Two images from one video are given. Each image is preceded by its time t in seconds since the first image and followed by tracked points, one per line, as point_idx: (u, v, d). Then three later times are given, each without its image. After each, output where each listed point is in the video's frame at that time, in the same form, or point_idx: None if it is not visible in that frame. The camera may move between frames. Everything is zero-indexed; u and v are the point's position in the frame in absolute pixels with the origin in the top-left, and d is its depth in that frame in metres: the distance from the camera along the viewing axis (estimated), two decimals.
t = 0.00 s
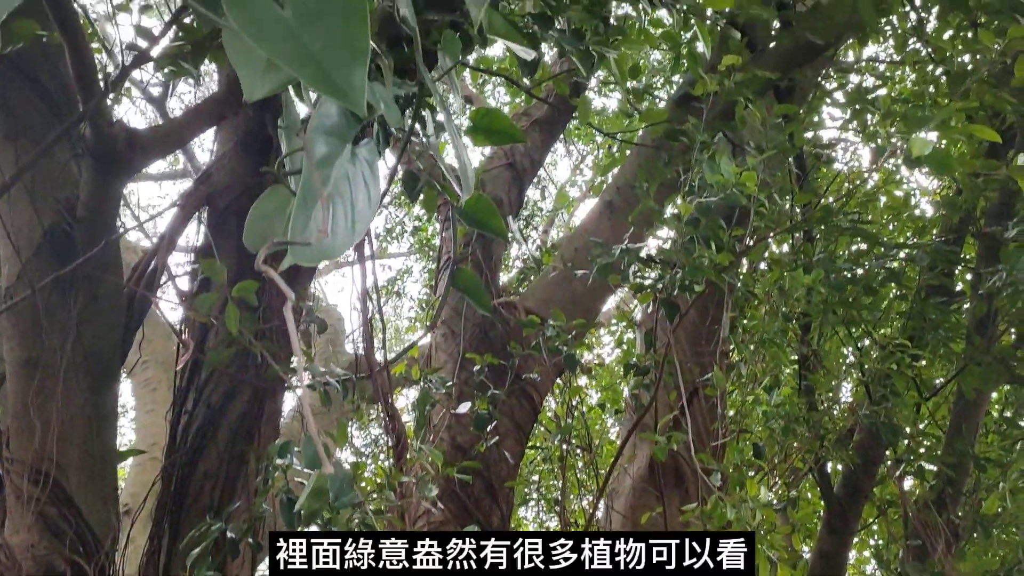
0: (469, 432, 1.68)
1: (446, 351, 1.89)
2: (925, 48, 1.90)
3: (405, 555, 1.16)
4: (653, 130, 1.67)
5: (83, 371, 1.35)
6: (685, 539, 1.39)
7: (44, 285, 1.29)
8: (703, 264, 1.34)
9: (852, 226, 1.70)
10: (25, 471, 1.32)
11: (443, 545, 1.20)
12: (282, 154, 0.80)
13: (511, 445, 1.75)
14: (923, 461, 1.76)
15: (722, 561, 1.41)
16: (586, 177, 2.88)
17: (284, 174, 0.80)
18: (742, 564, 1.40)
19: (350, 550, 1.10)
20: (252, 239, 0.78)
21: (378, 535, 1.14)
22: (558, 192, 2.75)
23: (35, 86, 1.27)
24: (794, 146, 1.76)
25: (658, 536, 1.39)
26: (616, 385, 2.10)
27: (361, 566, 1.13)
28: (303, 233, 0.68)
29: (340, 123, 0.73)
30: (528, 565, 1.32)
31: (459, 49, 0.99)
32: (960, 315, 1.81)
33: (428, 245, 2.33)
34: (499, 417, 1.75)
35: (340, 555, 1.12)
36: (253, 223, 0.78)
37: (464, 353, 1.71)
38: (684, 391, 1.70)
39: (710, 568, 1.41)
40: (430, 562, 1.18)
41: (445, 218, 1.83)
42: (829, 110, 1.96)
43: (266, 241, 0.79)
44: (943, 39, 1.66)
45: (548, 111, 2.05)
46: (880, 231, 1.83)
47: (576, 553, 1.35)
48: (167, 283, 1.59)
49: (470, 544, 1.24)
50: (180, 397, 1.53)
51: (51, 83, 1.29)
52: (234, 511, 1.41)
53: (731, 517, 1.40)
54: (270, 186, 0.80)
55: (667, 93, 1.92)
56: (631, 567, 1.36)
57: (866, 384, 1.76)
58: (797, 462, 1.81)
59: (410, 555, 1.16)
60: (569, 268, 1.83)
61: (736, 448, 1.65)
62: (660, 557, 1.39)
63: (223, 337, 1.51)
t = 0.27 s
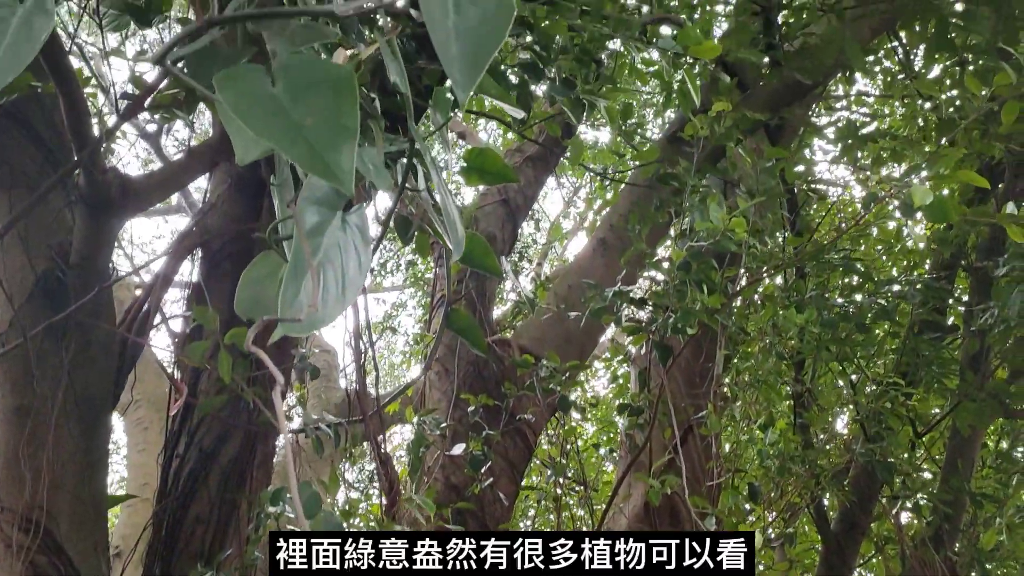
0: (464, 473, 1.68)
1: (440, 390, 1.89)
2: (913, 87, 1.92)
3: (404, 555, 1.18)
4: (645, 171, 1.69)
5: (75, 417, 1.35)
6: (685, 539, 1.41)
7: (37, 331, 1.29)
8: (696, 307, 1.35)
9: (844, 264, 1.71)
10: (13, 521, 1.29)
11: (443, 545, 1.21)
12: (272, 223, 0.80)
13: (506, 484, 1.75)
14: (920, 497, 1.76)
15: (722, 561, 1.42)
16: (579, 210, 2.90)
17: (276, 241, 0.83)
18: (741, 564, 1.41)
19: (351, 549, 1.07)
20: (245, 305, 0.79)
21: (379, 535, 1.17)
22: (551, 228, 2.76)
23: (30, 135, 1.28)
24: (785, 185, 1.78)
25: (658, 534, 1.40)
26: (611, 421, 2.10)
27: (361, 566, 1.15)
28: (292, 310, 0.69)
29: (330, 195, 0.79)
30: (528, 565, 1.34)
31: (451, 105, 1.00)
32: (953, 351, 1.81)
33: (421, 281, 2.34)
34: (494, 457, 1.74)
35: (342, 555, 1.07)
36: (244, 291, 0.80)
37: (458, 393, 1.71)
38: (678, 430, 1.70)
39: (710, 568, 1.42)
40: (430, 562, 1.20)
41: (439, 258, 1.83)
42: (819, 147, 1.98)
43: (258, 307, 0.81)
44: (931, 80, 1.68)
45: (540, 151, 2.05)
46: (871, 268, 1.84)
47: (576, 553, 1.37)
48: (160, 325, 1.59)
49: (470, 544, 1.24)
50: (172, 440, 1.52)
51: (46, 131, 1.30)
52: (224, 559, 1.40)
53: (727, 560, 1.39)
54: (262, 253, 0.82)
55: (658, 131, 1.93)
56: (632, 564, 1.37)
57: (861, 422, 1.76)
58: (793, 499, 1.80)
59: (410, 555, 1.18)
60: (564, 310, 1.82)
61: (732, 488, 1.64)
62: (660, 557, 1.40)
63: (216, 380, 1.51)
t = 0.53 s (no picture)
0: (457, 505, 1.67)
1: (434, 419, 1.88)
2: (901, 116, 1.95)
3: (404, 555, 1.16)
4: (636, 201, 1.70)
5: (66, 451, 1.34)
6: (685, 539, 1.37)
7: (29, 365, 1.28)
8: (689, 337, 1.35)
9: (836, 291, 1.71)
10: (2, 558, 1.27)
11: (443, 544, 1.18)
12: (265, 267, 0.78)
13: (500, 515, 1.73)
14: (916, 526, 1.75)
15: (722, 562, 1.38)
16: (571, 238, 2.91)
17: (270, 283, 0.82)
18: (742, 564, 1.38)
19: (351, 549, 1.12)
20: (236, 348, 0.78)
21: (378, 535, 1.16)
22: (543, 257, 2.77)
23: (25, 170, 1.29)
24: (776, 213, 1.79)
25: (657, 534, 1.36)
26: (605, 449, 2.10)
27: (361, 567, 1.14)
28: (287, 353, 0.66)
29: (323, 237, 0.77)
30: (528, 565, 1.29)
31: (444, 143, 1.00)
32: (946, 378, 1.82)
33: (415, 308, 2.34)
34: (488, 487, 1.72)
35: (341, 555, 1.12)
36: (236, 332, 0.79)
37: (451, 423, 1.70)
38: (673, 460, 1.69)
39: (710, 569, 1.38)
40: (430, 562, 1.17)
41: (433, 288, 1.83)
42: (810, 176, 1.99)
43: (251, 349, 0.79)
44: (919, 110, 1.71)
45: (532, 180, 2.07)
46: (863, 296, 1.84)
47: (576, 553, 1.32)
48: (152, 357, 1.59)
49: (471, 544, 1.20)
50: (163, 474, 1.51)
51: (41, 166, 1.31)
52: None
53: None
54: (254, 295, 0.81)
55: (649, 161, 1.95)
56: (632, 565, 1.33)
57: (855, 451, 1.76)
58: (788, 527, 1.79)
59: (410, 555, 1.15)
60: (558, 341, 1.82)
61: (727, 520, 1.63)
62: (660, 557, 1.36)
63: (208, 412, 1.50)
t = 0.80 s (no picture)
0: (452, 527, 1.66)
1: (428, 441, 1.87)
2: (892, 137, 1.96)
3: (405, 555, 1.23)
4: (630, 222, 1.70)
5: (57, 477, 1.32)
6: (683, 539, 1.48)
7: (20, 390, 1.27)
8: (684, 360, 1.35)
9: (830, 312, 1.72)
10: None
11: (443, 545, 1.27)
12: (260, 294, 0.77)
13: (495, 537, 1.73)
14: (912, 547, 1.75)
15: (721, 561, 1.50)
16: (564, 257, 2.91)
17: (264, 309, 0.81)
18: (740, 562, 1.50)
19: (351, 549, 1.21)
20: (229, 376, 0.77)
21: (379, 535, 1.22)
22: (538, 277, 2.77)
23: (16, 194, 1.28)
24: (769, 233, 1.79)
25: (655, 535, 1.47)
26: (601, 470, 2.09)
27: (361, 566, 1.22)
28: (284, 378, 0.64)
29: (317, 262, 0.75)
30: (528, 565, 1.41)
31: (438, 167, 1.00)
32: (941, 398, 1.82)
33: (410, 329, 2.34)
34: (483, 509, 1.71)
35: (342, 555, 1.22)
36: (229, 360, 0.78)
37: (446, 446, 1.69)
38: (669, 482, 1.69)
39: (710, 568, 1.50)
40: (430, 562, 1.25)
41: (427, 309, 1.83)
42: (803, 196, 2.00)
43: (244, 377, 0.78)
44: (911, 131, 1.72)
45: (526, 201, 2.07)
46: (857, 316, 1.85)
47: (576, 553, 1.44)
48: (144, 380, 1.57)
49: (469, 544, 1.29)
50: (155, 499, 1.49)
51: (32, 189, 1.30)
52: None
53: None
54: (247, 321, 0.80)
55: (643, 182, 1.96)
56: (631, 563, 1.44)
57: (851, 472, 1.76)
58: (784, 548, 1.79)
59: (410, 555, 1.23)
60: (553, 362, 1.82)
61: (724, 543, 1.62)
62: (658, 556, 1.46)
63: (201, 436, 1.49)
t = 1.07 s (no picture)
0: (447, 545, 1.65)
1: (423, 457, 1.86)
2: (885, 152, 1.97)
3: (405, 555, 1.23)
4: (625, 237, 1.70)
5: (48, 496, 1.31)
6: (685, 539, 1.47)
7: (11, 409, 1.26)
8: (679, 377, 1.35)
9: (825, 327, 1.72)
10: None
11: (443, 545, 1.25)
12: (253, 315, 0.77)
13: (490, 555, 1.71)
14: (908, 563, 1.75)
15: (722, 561, 1.49)
16: (559, 272, 2.92)
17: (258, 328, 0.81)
18: (741, 563, 1.49)
19: (351, 549, 1.21)
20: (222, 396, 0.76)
21: (378, 535, 1.23)
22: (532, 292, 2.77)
23: (8, 211, 1.28)
24: (763, 248, 1.80)
25: (657, 534, 1.47)
26: (596, 485, 2.09)
27: (362, 566, 1.22)
28: (276, 399, 0.63)
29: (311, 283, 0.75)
30: (529, 565, 1.40)
31: (432, 185, 1.00)
32: (936, 413, 1.82)
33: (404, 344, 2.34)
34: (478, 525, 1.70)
35: (342, 555, 1.22)
36: (222, 380, 0.77)
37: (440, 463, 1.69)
38: (664, 498, 1.68)
39: (710, 568, 1.49)
40: (430, 562, 1.24)
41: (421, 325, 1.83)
42: (797, 211, 2.01)
43: (237, 396, 0.78)
44: (904, 146, 1.73)
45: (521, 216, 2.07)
46: (851, 331, 1.85)
47: (576, 554, 1.44)
48: (137, 397, 1.57)
49: (470, 544, 1.28)
50: (147, 517, 1.48)
51: (25, 206, 1.29)
52: None
53: None
54: (240, 340, 0.79)
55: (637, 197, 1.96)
56: (631, 563, 1.44)
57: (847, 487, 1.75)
58: (781, 564, 1.79)
59: (410, 555, 1.23)
60: (547, 378, 1.81)
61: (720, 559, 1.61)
62: (660, 557, 1.46)
63: (194, 454, 1.48)
